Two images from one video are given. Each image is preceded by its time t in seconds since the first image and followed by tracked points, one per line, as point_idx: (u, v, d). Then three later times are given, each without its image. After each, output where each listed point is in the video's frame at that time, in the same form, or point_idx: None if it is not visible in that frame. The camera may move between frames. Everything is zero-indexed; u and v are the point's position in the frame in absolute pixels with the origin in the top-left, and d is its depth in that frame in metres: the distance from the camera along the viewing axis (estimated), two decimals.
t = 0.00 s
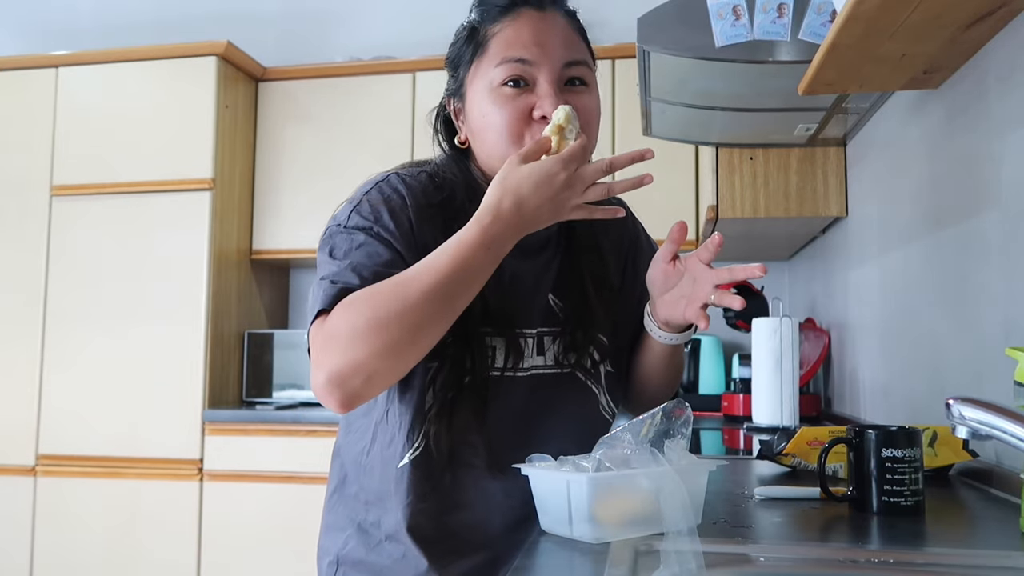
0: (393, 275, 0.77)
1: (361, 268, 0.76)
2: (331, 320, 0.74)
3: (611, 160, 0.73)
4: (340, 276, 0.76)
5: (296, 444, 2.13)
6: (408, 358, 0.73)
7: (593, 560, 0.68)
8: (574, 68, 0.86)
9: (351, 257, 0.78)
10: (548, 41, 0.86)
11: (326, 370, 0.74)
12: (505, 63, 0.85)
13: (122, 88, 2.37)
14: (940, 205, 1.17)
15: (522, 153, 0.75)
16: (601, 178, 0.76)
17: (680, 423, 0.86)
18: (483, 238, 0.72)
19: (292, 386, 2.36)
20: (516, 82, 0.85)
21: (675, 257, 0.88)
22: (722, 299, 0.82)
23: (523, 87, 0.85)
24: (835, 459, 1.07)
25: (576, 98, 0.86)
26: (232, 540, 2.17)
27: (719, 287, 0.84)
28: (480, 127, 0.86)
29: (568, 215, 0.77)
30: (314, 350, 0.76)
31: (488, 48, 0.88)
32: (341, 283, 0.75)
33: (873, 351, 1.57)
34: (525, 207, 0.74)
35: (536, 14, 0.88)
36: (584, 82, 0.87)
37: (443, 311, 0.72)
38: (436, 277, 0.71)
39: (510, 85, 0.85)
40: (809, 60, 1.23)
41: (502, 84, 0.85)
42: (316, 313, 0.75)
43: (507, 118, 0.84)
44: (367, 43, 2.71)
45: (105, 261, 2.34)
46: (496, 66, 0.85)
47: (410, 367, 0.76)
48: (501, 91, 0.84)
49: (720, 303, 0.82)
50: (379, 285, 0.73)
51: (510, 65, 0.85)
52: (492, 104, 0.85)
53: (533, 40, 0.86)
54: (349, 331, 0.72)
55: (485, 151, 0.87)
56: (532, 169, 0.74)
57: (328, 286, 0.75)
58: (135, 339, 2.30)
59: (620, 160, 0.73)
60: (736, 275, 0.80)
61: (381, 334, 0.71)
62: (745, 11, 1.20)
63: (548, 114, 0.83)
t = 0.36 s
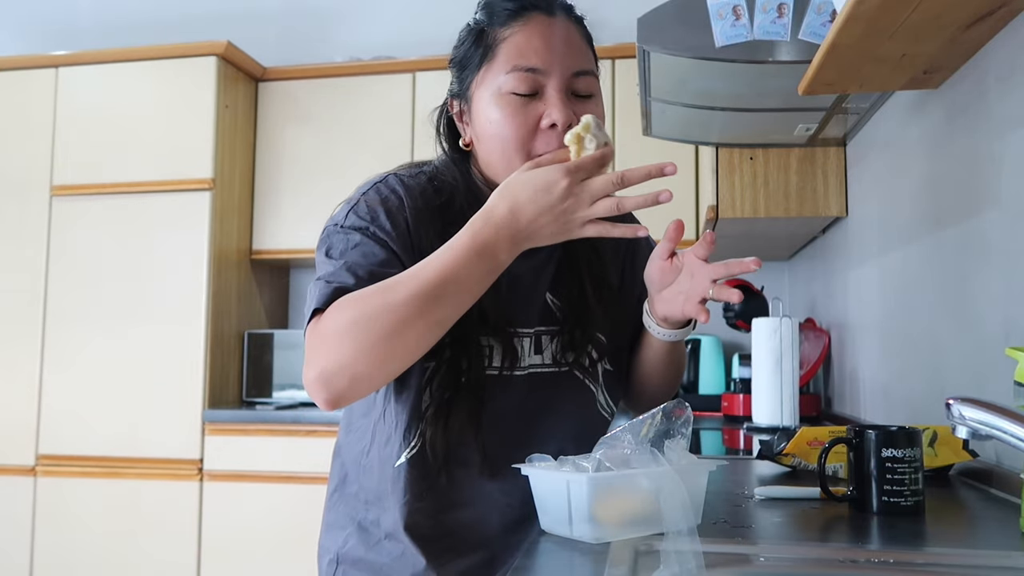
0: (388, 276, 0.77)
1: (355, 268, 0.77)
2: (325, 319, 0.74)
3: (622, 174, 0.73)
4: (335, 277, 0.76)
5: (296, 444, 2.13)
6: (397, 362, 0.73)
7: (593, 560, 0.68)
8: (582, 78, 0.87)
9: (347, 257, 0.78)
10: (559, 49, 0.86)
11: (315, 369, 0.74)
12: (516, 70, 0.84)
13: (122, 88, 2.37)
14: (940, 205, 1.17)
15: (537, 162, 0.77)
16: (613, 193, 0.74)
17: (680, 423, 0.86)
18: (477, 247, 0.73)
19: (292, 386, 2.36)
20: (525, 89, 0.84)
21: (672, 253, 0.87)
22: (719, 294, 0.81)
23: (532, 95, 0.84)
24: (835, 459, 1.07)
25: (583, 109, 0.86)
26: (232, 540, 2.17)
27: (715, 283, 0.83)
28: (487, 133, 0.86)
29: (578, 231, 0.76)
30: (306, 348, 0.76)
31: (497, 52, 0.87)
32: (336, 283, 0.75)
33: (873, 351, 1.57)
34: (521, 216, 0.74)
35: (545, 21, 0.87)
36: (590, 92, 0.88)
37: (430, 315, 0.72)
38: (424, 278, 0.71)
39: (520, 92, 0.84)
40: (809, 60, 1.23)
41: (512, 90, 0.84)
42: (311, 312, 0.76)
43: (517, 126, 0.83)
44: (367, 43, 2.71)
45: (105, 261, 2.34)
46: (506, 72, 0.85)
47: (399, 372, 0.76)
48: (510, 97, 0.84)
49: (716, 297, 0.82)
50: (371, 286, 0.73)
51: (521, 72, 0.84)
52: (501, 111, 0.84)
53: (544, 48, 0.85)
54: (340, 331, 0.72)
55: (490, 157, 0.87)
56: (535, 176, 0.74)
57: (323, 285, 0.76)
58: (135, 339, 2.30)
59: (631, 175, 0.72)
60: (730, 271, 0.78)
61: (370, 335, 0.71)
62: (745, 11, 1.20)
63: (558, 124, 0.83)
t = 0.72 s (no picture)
0: (390, 272, 0.78)
1: (357, 264, 0.77)
2: (327, 313, 0.75)
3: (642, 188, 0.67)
4: (338, 275, 0.77)
5: (296, 444, 2.13)
6: (392, 365, 0.74)
7: (593, 560, 0.68)
8: (584, 76, 0.87)
9: (348, 253, 0.78)
10: (561, 47, 0.86)
11: (314, 362, 0.75)
12: (517, 68, 0.85)
13: (122, 88, 2.37)
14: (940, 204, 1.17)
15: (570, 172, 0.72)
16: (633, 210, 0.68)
17: (680, 423, 0.86)
18: (480, 258, 0.70)
19: (292, 386, 2.36)
20: (527, 87, 0.84)
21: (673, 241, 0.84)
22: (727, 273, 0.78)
23: (534, 93, 0.85)
24: (835, 459, 1.07)
25: (586, 106, 0.86)
26: (232, 540, 2.17)
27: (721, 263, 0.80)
28: (490, 132, 0.86)
29: (594, 251, 0.70)
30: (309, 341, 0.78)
31: (498, 51, 0.87)
32: (339, 281, 0.76)
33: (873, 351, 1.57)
34: (528, 228, 0.69)
35: (546, 18, 0.87)
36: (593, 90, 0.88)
37: (426, 320, 0.71)
38: (421, 282, 0.71)
39: (522, 91, 0.84)
40: (809, 60, 1.23)
41: (514, 89, 0.84)
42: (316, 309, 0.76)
43: (520, 123, 0.83)
44: (367, 43, 2.71)
45: (105, 261, 2.34)
46: (508, 71, 0.85)
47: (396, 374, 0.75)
48: (513, 95, 0.84)
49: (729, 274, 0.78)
50: (373, 287, 0.73)
51: (522, 70, 0.84)
52: (503, 109, 0.84)
53: (546, 45, 0.86)
54: (339, 328, 0.73)
55: (493, 155, 0.86)
56: (549, 184, 0.69)
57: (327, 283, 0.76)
58: (136, 339, 2.30)
59: (651, 190, 0.66)
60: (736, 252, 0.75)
61: (365, 337, 0.72)
62: (745, 11, 1.20)
63: (561, 122, 0.83)
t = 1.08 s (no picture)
0: (384, 280, 0.79)
1: (353, 275, 0.78)
2: (328, 329, 0.75)
3: (642, 226, 0.66)
4: (335, 288, 0.78)
5: (296, 445, 2.13)
6: (390, 384, 0.74)
7: (593, 560, 0.68)
8: (548, 59, 0.87)
9: (342, 264, 0.79)
10: (523, 32, 0.87)
11: (314, 376, 0.75)
12: (477, 55, 0.87)
13: (122, 88, 2.37)
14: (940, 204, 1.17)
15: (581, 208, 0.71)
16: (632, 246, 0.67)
17: (680, 424, 0.86)
18: (479, 287, 0.70)
19: (293, 386, 2.36)
20: (488, 73, 0.87)
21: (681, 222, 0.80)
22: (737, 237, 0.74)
23: (495, 79, 0.86)
24: (835, 460, 1.06)
25: (549, 90, 0.87)
26: (232, 541, 2.17)
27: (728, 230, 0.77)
28: (456, 120, 0.88)
29: (590, 285, 0.69)
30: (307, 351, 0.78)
31: (462, 40, 0.89)
32: (336, 294, 0.77)
33: (873, 351, 1.57)
34: (528, 259, 0.69)
35: (512, 7, 0.89)
36: (560, 73, 0.88)
37: (425, 344, 0.72)
38: (421, 306, 0.71)
39: (483, 77, 0.86)
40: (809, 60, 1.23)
41: (475, 76, 0.87)
42: (314, 326, 0.77)
43: (480, 108, 0.85)
44: (367, 44, 2.71)
45: (105, 261, 2.34)
46: (470, 59, 0.87)
47: (393, 393, 0.76)
48: (474, 83, 0.86)
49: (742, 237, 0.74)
50: (374, 306, 0.74)
51: (482, 56, 0.87)
52: (465, 96, 0.87)
53: (508, 31, 0.87)
54: (340, 345, 0.73)
55: (461, 143, 0.89)
56: (552, 219, 0.69)
57: (326, 298, 0.77)
58: (136, 339, 2.30)
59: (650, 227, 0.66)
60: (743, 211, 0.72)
61: (364, 355, 0.72)
62: (745, 10, 1.20)
63: (518, 105, 0.84)
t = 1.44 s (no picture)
0: (367, 289, 0.80)
1: (335, 285, 0.80)
2: (310, 339, 0.78)
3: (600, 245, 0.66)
4: (317, 299, 0.80)
5: (296, 445, 2.13)
6: (368, 393, 0.76)
7: (593, 560, 0.68)
8: (530, 68, 0.88)
9: (327, 272, 0.81)
10: (505, 40, 0.87)
11: (296, 383, 0.79)
12: (460, 64, 0.87)
13: (122, 88, 2.37)
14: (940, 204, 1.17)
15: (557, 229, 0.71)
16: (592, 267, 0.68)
17: (680, 423, 0.86)
18: (452, 300, 0.71)
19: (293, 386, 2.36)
20: (471, 83, 0.87)
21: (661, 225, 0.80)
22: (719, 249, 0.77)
23: (477, 89, 0.87)
24: (835, 460, 1.07)
25: (531, 99, 0.87)
26: (232, 541, 2.17)
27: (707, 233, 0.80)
28: (441, 128, 0.89)
29: (555, 302, 0.69)
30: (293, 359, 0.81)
31: (446, 47, 0.90)
32: (318, 304, 0.80)
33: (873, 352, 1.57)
34: (495, 273, 0.70)
35: (494, 15, 0.88)
36: (542, 81, 0.88)
37: (401, 356, 0.74)
38: (396, 320, 0.73)
39: (466, 86, 0.87)
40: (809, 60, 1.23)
41: (458, 85, 0.87)
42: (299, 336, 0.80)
43: (462, 119, 0.86)
44: (367, 44, 2.71)
45: (105, 261, 2.34)
46: (453, 67, 0.88)
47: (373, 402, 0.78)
48: (457, 92, 0.87)
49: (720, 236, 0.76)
50: (353, 318, 0.76)
51: (465, 65, 0.87)
52: (448, 106, 0.87)
53: (490, 40, 0.87)
54: (323, 353, 0.76)
55: (446, 151, 0.90)
56: (520, 236, 0.70)
57: (309, 309, 0.80)
58: (136, 339, 2.30)
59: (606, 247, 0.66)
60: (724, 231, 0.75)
61: (342, 366, 0.75)
62: (745, 10, 1.20)
63: (500, 117, 0.85)
